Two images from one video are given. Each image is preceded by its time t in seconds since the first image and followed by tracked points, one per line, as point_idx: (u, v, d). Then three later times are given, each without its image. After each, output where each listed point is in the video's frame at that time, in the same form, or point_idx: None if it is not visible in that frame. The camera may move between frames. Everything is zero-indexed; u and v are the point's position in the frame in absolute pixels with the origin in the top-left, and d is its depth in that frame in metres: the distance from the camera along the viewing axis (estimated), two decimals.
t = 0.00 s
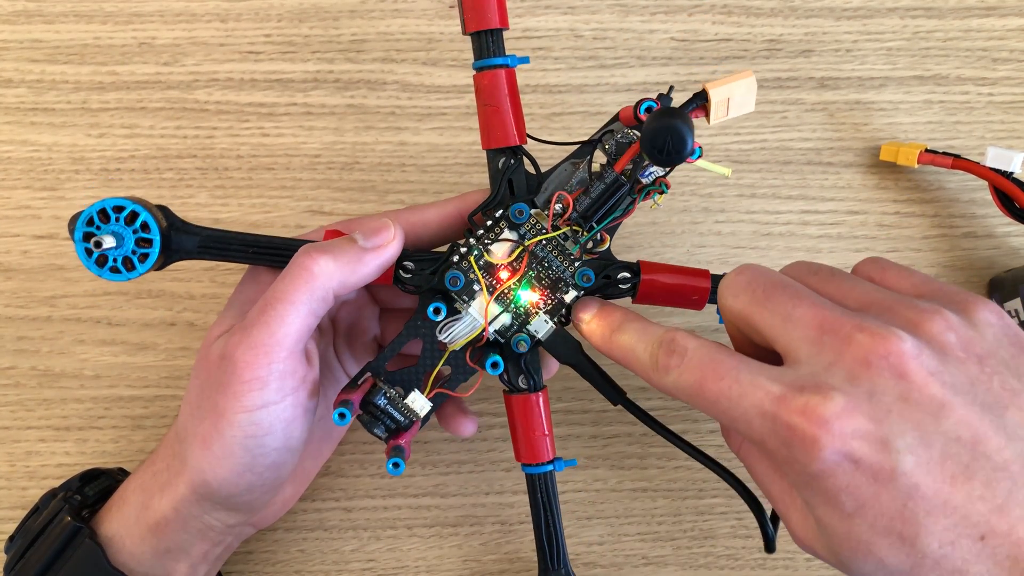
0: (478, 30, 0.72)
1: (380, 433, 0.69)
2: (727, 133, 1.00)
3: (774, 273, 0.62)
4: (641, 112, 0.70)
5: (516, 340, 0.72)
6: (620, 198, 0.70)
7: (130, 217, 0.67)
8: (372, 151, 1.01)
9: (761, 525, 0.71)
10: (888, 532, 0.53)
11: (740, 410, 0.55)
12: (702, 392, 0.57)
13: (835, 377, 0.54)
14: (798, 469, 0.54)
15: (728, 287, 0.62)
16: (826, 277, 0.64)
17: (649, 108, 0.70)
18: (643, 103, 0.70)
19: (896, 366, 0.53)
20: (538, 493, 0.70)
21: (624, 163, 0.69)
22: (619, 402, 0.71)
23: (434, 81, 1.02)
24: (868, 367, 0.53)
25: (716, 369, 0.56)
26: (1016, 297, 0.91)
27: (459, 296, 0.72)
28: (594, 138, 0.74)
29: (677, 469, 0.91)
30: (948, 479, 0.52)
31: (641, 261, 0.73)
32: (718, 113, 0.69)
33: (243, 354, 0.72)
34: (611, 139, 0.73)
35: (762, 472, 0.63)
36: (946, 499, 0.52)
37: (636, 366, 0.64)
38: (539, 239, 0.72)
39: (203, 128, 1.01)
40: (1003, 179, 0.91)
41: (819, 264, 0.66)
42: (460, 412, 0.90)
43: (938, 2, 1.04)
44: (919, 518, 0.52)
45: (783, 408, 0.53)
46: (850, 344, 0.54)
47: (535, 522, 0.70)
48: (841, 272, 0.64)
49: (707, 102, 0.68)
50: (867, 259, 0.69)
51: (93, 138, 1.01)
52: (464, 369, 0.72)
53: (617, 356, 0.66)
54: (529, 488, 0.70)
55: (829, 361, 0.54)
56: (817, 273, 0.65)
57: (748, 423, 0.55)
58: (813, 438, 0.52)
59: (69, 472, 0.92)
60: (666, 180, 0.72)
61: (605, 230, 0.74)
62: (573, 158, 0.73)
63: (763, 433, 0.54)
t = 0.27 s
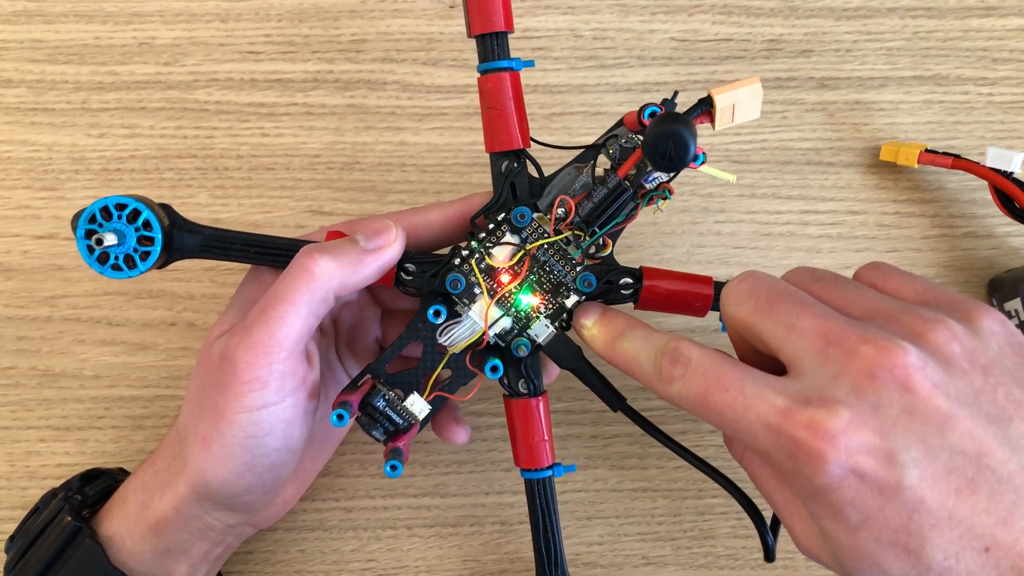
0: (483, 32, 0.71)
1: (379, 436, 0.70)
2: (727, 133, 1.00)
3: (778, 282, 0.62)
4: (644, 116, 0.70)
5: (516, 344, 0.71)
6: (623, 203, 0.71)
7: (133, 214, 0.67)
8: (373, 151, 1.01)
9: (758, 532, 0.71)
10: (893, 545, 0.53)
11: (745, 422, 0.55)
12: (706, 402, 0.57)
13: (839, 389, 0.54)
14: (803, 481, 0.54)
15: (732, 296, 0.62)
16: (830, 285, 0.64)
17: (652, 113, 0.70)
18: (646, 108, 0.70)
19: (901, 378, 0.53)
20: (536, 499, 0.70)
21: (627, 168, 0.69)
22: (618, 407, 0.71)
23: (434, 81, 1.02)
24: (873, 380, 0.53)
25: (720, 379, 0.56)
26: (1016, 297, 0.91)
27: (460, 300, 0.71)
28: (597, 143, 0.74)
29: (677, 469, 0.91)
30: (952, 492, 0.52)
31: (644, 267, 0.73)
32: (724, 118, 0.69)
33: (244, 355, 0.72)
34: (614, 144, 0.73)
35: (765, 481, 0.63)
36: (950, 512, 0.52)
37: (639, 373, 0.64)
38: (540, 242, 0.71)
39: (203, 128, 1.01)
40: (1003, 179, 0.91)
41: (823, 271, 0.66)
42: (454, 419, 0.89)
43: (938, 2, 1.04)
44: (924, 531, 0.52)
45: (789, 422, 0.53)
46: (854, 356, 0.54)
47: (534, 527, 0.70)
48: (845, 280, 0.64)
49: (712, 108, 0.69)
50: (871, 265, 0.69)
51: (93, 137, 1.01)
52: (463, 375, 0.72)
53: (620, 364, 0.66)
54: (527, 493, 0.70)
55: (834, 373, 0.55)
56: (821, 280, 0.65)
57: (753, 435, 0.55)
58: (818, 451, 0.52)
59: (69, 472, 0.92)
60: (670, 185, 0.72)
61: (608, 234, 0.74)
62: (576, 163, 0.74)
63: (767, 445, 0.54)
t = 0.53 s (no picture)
0: (482, 32, 0.71)
1: (377, 434, 0.69)
2: (727, 133, 1.00)
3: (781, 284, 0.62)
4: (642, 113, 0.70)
5: (515, 340, 0.72)
6: (620, 199, 0.71)
7: (132, 210, 0.67)
8: (373, 151, 1.01)
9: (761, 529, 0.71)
10: (898, 550, 0.53)
11: (748, 426, 0.55)
12: (709, 406, 0.57)
13: (843, 393, 0.54)
14: (806, 484, 0.54)
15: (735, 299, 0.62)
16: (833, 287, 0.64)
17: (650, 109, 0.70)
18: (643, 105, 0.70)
19: (905, 382, 0.53)
20: (535, 502, 0.70)
21: (625, 166, 0.69)
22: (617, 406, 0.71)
23: (434, 81, 1.02)
24: (878, 383, 0.53)
25: (723, 384, 0.56)
26: (1016, 297, 0.91)
27: (458, 297, 0.71)
28: (595, 143, 0.74)
29: (677, 469, 0.91)
30: (957, 496, 0.52)
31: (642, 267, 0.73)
32: (720, 117, 0.69)
33: (243, 353, 0.72)
34: (612, 143, 0.73)
35: (766, 484, 0.63)
36: (956, 517, 0.52)
37: (639, 375, 0.64)
38: (539, 239, 0.72)
39: (204, 128, 1.01)
40: (1003, 179, 0.91)
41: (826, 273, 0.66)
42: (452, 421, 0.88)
43: (938, 3, 1.04)
44: (930, 537, 0.52)
45: (792, 426, 0.53)
46: (858, 359, 0.54)
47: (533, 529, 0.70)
48: (848, 282, 0.64)
49: (709, 107, 0.69)
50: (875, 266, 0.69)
51: (93, 138, 1.01)
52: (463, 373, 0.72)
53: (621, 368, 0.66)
54: (527, 497, 0.70)
55: (837, 377, 0.55)
56: (824, 281, 0.65)
57: (756, 439, 0.55)
58: (821, 456, 0.52)
59: (69, 472, 0.92)
60: (668, 183, 0.73)
61: (605, 232, 0.74)
62: (575, 162, 0.73)
63: (770, 449, 0.54)
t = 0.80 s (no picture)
0: (484, 35, 0.71)
1: (374, 433, 0.69)
2: (727, 133, 1.00)
3: (799, 283, 0.62)
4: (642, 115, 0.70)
5: (514, 339, 0.72)
6: (620, 199, 0.71)
7: (134, 205, 0.67)
8: (373, 151, 1.01)
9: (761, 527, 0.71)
10: (921, 553, 0.53)
11: (770, 429, 0.54)
12: (729, 408, 0.57)
13: (867, 394, 0.53)
14: (828, 487, 0.54)
15: (753, 298, 0.62)
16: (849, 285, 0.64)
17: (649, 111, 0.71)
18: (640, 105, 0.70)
19: (930, 383, 0.53)
20: (534, 506, 0.69)
21: (626, 168, 0.70)
22: (615, 405, 0.71)
23: (434, 81, 1.02)
24: (902, 383, 0.53)
25: (743, 385, 0.56)
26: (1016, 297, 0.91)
27: (457, 296, 0.71)
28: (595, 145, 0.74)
29: (677, 469, 0.91)
30: (981, 499, 0.52)
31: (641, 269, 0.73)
32: (719, 121, 0.69)
33: (242, 352, 0.72)
34: (612, 146, 0.73)
35: (779, 485, 0.63)
36: (980, 519, 0.52)
37: (650, 375, 0.63)
38: (539, 238, 0.72)
39: (203, 128, 1.01)
40: (1003, 179, 0.91)
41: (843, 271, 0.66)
42: (449, 424, 0.88)
43: (938, 2, 1.04)
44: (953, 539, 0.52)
45: (816, 428, 0.52)
46: (880, 359, 0.54)
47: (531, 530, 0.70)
48: (867, 280, 0.64)
49: (708, 111, 0.68)
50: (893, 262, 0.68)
51: (93, 137, 1.01)
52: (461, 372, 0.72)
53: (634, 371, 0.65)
54: (524, 500, 0.70)
55: (859, 377, 0.54)
56: (840, 280, 0.65)
57: (775, 441, 0.54)
58: (846, 459, 0.51)
59: (69, 472, 0.92)
60: (668, 184, 0.73)
61: (605, 233, 0.74)
62: (575, 164, 0.73)
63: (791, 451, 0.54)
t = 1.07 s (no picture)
0: (483, 34, 0.71)
1: (374, 432, 0.69)
2: (727, 133, 1.00)
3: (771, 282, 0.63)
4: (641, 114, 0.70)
5: (514, 338, 0.72)
6: (619, 199, 0.71)
7: (133, 205, 0.67)
8: (373, 151, 1.01)
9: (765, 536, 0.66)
10: (892, 537, 0.53)
11: (745, 419, 0.55)
12: (705, 400, 0.57)
13: (838, 384, 0.54)
14: (803, 475, 0.54)
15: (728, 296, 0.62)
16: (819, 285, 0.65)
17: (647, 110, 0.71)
18: (639, 103, 0.70)
19: (898, 372, 0.54)
20: (534, 504, 0.69)
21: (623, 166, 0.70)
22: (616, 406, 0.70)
23: (434, 81, 1.02)
24: (872, 374, 0.54)
25: (720, 377, 0.56)
26: (1016, 297, 0.91)
27: (457, 294, 0.71)
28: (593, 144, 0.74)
29: (677, 469, 0.91)
30: (950, 484, 0.52)
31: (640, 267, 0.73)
32: (717, 120, 0.69)
33: (242, 353, 0.72)
34: (610, 145, 0.73)
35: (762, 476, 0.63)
36: (949, 503, 0.52)
37: (636, 374, 0.64)
38: (538, 237, 0.72)
39: (204, 128, 1.01)
40: (1003, 179, 0.91)
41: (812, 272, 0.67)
42: (447, 425, 0.88)
43: (938, 3, 1.04)
44: (924, 524, 0.52)
45: (789, 416, 0.53)
46: (851, 351, 0.55)
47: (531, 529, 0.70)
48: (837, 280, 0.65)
49: (705, 110, 0.68)
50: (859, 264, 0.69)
51: (93, 137, 1.01)
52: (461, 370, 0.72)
53: (618, 367, 0.65)
54: (525, 498, 0.70)
55: (831, 369, 0.55)
56: (812, 281, 0.66)
57: (752, 431, 0.54)
58: (818, 446, 0.52)
59: (69, 472, 0.92)
60: (666, 183, 0.73)
61: (604, 232, 0.75)
62: (573, 163, 0.74)
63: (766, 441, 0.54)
